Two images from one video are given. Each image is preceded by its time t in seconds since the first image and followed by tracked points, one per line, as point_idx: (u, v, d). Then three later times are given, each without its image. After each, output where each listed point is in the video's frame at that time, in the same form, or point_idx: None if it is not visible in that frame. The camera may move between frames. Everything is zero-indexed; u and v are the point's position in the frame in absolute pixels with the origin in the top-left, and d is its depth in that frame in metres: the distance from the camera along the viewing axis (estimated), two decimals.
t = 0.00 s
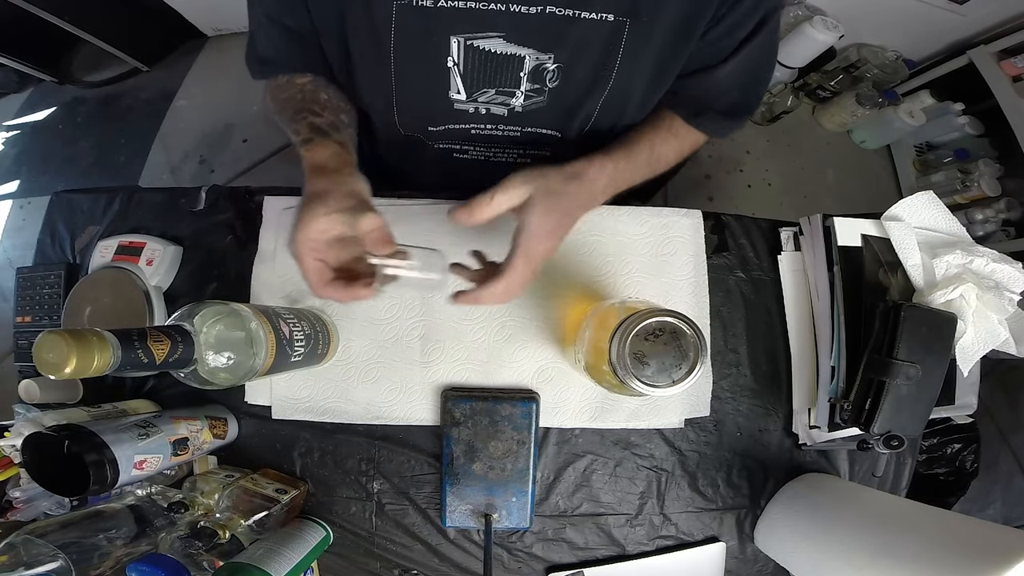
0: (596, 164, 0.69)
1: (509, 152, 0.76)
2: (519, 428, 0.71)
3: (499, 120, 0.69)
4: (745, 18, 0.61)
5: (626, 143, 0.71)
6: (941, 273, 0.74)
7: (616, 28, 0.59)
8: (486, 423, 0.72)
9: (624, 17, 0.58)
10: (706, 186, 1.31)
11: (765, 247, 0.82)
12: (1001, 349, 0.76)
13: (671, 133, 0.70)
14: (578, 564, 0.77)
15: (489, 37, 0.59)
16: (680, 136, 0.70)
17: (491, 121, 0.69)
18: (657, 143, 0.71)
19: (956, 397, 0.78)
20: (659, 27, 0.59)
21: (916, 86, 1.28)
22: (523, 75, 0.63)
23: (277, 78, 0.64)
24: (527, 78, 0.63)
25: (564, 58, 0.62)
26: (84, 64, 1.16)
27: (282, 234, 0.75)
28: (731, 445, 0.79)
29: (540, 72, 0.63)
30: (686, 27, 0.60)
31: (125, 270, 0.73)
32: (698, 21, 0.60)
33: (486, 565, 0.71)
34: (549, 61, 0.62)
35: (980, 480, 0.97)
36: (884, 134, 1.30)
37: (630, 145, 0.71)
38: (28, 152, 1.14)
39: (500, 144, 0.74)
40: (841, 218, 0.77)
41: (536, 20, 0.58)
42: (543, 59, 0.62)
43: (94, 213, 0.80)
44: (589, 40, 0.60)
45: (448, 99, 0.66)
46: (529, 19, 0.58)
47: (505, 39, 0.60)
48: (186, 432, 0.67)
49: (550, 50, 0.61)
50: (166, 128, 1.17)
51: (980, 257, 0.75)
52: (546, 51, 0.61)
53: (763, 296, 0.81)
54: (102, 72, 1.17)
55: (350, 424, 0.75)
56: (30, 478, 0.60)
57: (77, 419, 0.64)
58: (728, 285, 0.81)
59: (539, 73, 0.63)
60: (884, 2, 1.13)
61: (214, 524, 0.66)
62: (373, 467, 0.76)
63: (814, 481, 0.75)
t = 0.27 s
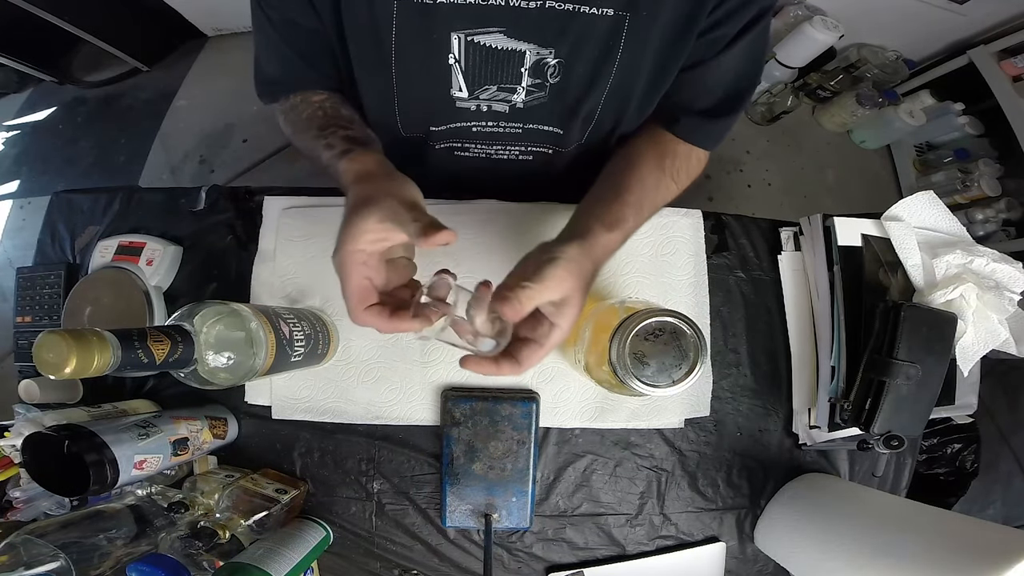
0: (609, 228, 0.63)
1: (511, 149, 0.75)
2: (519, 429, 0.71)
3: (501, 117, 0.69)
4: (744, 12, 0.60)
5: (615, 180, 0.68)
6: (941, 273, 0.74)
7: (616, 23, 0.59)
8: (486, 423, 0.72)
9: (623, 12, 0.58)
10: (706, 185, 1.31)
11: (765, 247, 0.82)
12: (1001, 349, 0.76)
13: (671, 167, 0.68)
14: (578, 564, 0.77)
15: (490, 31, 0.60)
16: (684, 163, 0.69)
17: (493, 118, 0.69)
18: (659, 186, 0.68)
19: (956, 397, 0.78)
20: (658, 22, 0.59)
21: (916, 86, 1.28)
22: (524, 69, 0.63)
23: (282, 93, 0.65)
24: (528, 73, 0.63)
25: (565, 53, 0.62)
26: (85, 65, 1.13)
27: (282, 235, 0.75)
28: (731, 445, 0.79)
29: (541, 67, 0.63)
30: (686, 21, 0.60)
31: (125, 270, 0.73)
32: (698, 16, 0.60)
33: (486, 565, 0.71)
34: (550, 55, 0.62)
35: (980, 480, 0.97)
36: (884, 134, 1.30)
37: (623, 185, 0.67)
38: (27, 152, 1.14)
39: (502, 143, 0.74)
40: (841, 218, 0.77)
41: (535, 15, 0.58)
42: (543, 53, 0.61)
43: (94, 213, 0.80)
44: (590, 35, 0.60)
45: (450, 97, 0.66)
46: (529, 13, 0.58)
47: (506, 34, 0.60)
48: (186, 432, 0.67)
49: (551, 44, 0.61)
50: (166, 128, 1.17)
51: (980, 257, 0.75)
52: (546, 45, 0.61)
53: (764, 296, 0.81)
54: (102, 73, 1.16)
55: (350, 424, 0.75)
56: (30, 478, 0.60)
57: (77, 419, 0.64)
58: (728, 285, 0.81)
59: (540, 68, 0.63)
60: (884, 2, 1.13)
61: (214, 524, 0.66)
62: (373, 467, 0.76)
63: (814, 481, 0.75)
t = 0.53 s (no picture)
0: (615, 247, 0.66)
1: (511, 152, 0.75)
2: (519, 429, 0.71)
3: (500, 120, 0.69)
4: (744, 13, 0.60)
5: (618, 191, 0.71)
6: (941, 273, 0.74)
7: (617, 25, 0.59)
8: (486, 424, 0.72)
9: (625, 14, 0.58)
10: (706, 186, 1.31)
11: (765, 247, 0.82)
12: (1001, 349, 0.75)
13: (671, 177, 0.70)
14: (578, 564, 0.77)
15: (489, 33, 0.60)
16: (686, 169, 0.71)
17: (492, 121, 0.69)
18: (659, 197, 0.70)
19: (956, 397, 0.78)
20: (658, 24, 0.59)
21: (916, 86, 1.28)
22: (524, 72, 0.63)
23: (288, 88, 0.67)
24: (528, 76, 0.63)
25: (565, 56, 0.62)
26: (84, 64, 1.15)
27: (282, 234, 0.75)
28: (731, 445, 0.79)
29: (541, 70, 0.63)
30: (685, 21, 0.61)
31: (125, 270, 0.73)
32: (699, 17, 0.60)
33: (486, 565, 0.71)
34: (551, 58, 0.62)
35: (980, 480, 0.97)
36: (884, 134, 1.30)
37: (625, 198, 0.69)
38: (27, 153, 1.14)
39: (501, 146, 0.73)
40: (841, 218, 0.77)
41: (535, 17, 0.58)
42: (543, 55, 0.61)
43: (94, 213, 0.80)
44: (591, 37, 0.60)
45: (448, 98, 0.66)
46: (529, 16, 0.58)
47: (505, 37, 0.60)
48: (186, 432, 0.67)
49: (551, 47, 0.61)
50: (166, 128, 1.17)
51: (980, 257, 0.75)
52: (546, 48, 0.61)
53: (764, 297, 0.81)
54: (101, 72, 1.16)
55: (350, 424, 0.75)
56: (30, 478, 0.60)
57: (77, 419, 0.64)
58: (728, 285, 0.81)
59: (541, 71, 0.63)
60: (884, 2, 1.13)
61: (214, 524, 0.66)
62: (373, 467, 0.76)
63: (814, 481, 0.75)
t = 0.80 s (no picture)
0: (606, 247, 0.67)
1: (510, 153, 0.75)
2: (519, 429, 0.71)
3: (500, 121, 0.69)
4: (745, 15, 0.61)
5: (614, 192, 0.71)
6: (941, 274, 0.74)
7: (619, 28, 0.59)
8: (486, 424, 0.72)
9: (627, 16, 0.58)
10: (706, 186, 1.31)
11: (765, 247, 0.82)
12: (1001, 349, 0.75)
13: (666, 178, 0.71)
14: (578, 564, 0.77)
15: (490, 34, 0.60)
16: (681, 171, 0.72)
17: (491, 122, 0.69)
18: (654, 198, 0.71)
19: (956, 397, 0.78)
20: (660, 26, 0.59)
21: (916, 86, 1.28)
22: (524, 74, 0.63)
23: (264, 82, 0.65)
24: (528, 77, 0.63)
25: (565, 57, 0.62)
26: (84, 65, 1.13)
27: (282, 235, 0.75)
28: (731, 445, 0.79)
29: (541, 71, 0.63)
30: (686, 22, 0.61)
31: (125, 270, 0.73)
32: (700, 20, 0.60)
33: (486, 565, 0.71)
34: (551, 59, 0.62)
35: (980, 480, 0.97)
36: (884, 134, 1.30)
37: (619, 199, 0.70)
38: (27, 153, 1.14)
39: (500, 147, 0.73)
40: (841, 218, 0.77)
41: (536, 19, 0.58)
42: (543, 57, 0.61)
43: (94, 213, 0.80)
44: (592, 39, 0.60)
45: (447, 98, 0.66)
46: (529, 17, 0.58)
47: (505, 37, 0.60)
48: (186, 432, 0.67)
49: (552, 49, 0.61)
50: (166, 128, 1.17)
51: (980, 257, 0.75)
52: (547, 49, 0.61)
53: (764, 297, 0.81)
54: (101, 73, 1.16)
55: (350, 424, 0.75)
56: (30, 478, 0.60)
57: (77, 419, 0.64)
58: (728, 285, 0.81)
59: (541, 72, 0.63)
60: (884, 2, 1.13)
61: (214, 524, 0.66)
62: (373, 467, 0.76)
63: (814, 481, 0.75)
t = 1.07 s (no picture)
0: (594, 251, 0.70)
1: (509, 151, 0.74)
2: (519, 429, 0.71)
3: (497, 119, 0.69)
4: (743, 15, 0.61)
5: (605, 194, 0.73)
6: (941, 273, 0.74)
7: (615, 26, 0.59)
8: (486, 423, 0.72)
9: (623, 15, 0.58)
10: (706, 185, 1.31)
11: (765, 247, 0.82)
12: (1001, 349, 0.76)
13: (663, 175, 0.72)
14: (578, 564, 0.77)
15: (488, 30, 0.60)
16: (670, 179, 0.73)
17: (488, 120, 0.69)
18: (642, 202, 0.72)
19: (956, 397, 0.78)
20: (658, 25, 0.59)
21: (916, 86, 1.28)
22: (521, 71, 0.63)
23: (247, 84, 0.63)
24: (525, 74, 0.63)
25: (562, 54, 0.61)
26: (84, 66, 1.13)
27: (282, 234, 0.75)
28: (731, 445, 0.79)
29: (538, 68, 0.63)
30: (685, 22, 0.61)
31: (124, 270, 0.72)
32: (699, 18, 0.60)
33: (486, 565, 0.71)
34: (548, 56, 0.62)
35: (980, 480, 0.97)
36: (884, 134, 1.30)
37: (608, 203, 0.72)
38: (27, 153, 1.14)
39: (498, 145, 0.73)
40: (841, 218, 0.77)
41: (533, 15, 0.58)
42: (540, 54, 0.61)
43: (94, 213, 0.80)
44: (590, 37, 0.60)
45: (444, 95, 0.66)
46: (526, 14, 0.58)
47: (503, 34, 0.60)
48: (186, 432, 0.67)
49: (549, 46, 0.61)
50: (166, 129, 1.17)
51: (980, 257, 0.75)
52: (544, 46, 0.61)
53: (764, 297, 0.81)
54: (101, 73, 1.16)
55: (350, 424, 0.75)
56: (30, 478, 0.60)
57: (77, 419, 0.64)
58: (728, 285, 0.81)
59: (538, 69, 0.63)
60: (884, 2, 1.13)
61: (214, 524, 0.66)
62: (373, 467, 0.76)
63: (814, 481, 0.75)
